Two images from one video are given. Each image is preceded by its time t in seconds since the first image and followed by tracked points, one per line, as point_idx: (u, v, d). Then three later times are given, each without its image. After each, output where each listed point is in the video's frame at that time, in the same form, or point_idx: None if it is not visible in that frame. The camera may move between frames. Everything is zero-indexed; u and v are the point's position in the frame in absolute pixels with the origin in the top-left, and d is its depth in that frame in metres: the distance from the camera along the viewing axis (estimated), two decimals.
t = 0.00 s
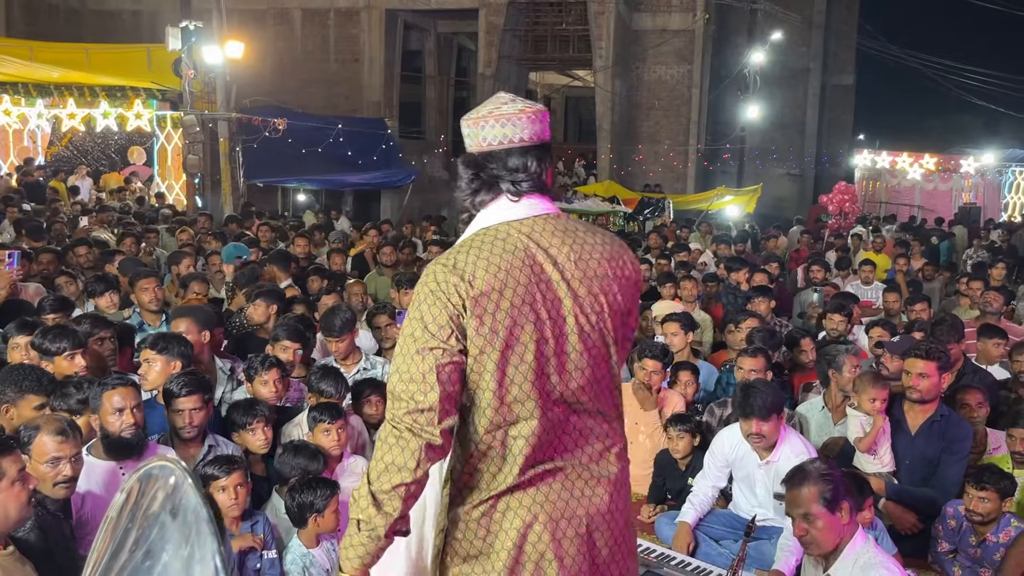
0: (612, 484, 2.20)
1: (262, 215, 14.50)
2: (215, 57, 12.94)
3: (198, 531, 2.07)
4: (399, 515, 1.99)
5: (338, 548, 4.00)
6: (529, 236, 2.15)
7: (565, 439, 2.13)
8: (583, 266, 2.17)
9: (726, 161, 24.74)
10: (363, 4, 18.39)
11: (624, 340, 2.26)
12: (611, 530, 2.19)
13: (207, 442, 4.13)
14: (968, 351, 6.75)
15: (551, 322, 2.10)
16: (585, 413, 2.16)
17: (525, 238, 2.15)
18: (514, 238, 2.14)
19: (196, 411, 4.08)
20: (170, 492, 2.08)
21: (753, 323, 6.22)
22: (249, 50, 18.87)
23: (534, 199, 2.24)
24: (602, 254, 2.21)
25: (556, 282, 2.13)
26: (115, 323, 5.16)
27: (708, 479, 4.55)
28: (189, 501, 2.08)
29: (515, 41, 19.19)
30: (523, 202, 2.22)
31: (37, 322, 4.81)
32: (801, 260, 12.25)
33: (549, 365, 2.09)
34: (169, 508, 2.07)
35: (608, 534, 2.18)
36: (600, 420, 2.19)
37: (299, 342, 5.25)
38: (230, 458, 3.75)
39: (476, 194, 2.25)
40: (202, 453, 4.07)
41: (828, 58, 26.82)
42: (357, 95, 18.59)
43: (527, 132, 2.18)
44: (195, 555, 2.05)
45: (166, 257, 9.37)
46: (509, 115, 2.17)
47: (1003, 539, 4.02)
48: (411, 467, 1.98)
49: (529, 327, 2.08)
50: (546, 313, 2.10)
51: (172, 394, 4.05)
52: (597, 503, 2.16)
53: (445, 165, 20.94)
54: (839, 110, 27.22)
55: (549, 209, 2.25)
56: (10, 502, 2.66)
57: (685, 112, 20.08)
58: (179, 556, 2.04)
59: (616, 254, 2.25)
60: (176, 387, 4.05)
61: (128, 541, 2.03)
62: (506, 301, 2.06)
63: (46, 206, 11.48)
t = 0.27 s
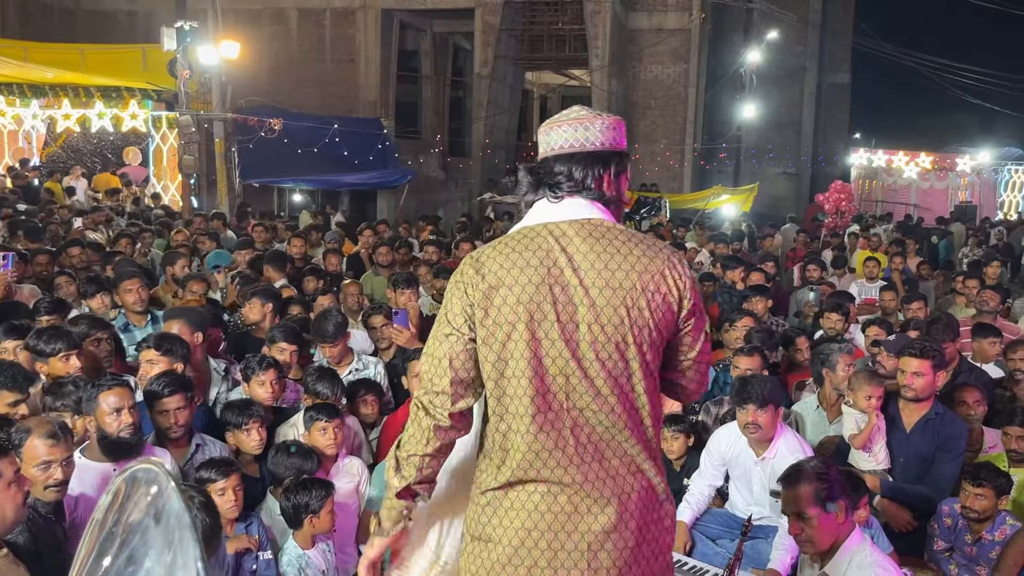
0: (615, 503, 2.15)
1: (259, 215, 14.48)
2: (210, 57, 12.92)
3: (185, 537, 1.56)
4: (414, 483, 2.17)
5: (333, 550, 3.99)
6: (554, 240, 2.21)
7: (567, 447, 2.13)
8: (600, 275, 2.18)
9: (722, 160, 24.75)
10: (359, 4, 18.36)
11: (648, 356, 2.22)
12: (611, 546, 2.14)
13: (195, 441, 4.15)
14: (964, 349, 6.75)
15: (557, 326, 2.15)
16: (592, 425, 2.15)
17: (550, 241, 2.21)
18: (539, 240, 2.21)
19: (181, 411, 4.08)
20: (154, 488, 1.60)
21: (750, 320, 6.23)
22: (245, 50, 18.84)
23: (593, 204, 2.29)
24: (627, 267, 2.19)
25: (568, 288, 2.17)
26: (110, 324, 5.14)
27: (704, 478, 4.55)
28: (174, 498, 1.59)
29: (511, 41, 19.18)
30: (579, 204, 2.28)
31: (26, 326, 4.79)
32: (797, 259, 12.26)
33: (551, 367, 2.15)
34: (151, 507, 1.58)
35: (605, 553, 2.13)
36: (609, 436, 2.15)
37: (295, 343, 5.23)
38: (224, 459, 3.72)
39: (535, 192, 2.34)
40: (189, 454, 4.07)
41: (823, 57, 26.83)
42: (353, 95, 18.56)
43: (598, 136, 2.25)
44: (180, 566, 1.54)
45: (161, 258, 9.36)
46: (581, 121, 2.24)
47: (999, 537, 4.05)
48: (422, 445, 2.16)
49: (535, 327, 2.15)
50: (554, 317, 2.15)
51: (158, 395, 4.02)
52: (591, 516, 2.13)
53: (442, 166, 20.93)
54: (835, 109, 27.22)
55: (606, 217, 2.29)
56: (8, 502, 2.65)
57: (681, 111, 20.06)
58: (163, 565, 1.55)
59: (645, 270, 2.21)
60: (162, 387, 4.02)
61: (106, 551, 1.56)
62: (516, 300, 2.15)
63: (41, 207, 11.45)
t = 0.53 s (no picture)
0: (595, 510, 2.09)
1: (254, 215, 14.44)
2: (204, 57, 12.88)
3: (156, 551, 1.54)
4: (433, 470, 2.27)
5: (327, 551, 3.98)
6: (549, 238, 2.18)
7: (551, 448, 2.12)
8: (587, 276, 2.12)
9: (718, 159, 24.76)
10: (354, 3, 18.31)
11: (639, 360, 2.12)
12: (589, 553, 2.08)
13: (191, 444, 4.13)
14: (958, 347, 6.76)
15: (544, 325, 2.13)
16: (577, 428, 2.11)
17: (549, 237, 2.18)
18: (536, 236, 2.19)
19: (178, 414, 4.06)
20: (128, 499, 1.58)
21: (747, 319, 6.23)
22: (239, 50, 18.79)
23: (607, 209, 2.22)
24: (615, 268, 2.10)
25: (556, 287, 2.13)
26: (102, 326, 5.12)
27: (700, 477, 4.55)
28: (146, 511, 1.56)
29: (506, 40, 19.16)
30: (592, 209, 2.22)
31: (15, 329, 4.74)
32: (793, 257, 12.27)
33: (539, 366, 2.14)
34: (124, 518, 1.57)
35: (583, 560, 2.08)
36: (593, 440, 2.11)
37: (289, 344, 5.21)
38: (217, 461, 3.69)
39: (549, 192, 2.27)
40: (185, 457, 4.06)
41: (819, 55, 26.83)
42: (348, 95, 18.53)
43: (614, 137, 2.17)
44: None
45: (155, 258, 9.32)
46: (598, 120, 2.16)
47: (993, 535, 4.05)
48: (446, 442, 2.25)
49: (523, 325, 2.14)
50: (542, 316, 2.13)
51: (155, 398, 4.00)
52: (573, 520, 2.08)
53: (437, 165, 20.91)
54: (831, 107, 27.23)
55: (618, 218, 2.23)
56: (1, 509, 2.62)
57: (676, 110, 20.06)
58: None
59: (635, 272, 2.10)
60: (159, 390, 4.00)
61: (81, 558, 1.56)
62: (512, 296, 2.15)
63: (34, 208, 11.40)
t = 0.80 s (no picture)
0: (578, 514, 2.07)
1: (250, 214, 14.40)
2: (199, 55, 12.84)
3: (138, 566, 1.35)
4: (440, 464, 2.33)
5: (321, 551, 3.96)
6: (540, 239, 2.17)
7: (538, 448, 2.11)
8: (571, 279, 2.09)
9: (715, 157, 24.76)
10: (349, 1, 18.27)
11: (623, 368, 2.07)
12: (569, 558, 2.07)
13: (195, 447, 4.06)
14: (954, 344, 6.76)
15: (531, 326, 2.12)
16: (563, 430, 2.10)
17: (541, 238, 2.17)
18: (528, 237, 2.19)
19: (187, 417, 4.01)
20: (107, 504, 1.38)
21: (745, 318, 6.22)
22: (234, 49, 18.75)
23: (605, 207, 2.19)
24: (598, 272, 2.07)
25: (541, 288, 2.11)
26: (95, 326, 5.09)
27: (697, 474, 4.54)
28: (128, 518, 1.37)
29: (502, 38, 19.14)
30: (588, 205, 2.19)
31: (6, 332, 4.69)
32: (789, 255, 12.26)
33: (526, 367, 2.13)
34: (103, 526, 1.37)
35: (565, 564, 2.07)
36: (578, 443, 2.09)
37: (283, 343, 5.20)
38: (212, 463, 3.67)
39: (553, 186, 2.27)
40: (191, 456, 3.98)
41: (815, 53, 26.85)
42: (344, 93, 18.49)
43: (624, 135, 2.15)
44: None
45: (150, 258, 9.29)
46: (611, 115, 2.16)
47: (991, 533, 4.04)
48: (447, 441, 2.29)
49: (510, 325, 2.14)
50: (531, 318, 2.12)
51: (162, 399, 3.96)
52: (553, 524, 2.08)
53: (433, 163, 20.87)
54: (826, 105, 27.22)
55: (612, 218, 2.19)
56: None
57: (673, 108, 20.04)
58: None
59: (616, 277, 2.05)
60: (165, 391, 3.97)
61: (55, 567, 1.36)
62: (504, 296, 2.15)
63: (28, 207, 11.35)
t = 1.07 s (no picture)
0: (567, 513, 2.05)
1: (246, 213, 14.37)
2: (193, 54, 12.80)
3: None
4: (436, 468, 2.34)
5: (318, 553, 3.95)
6: (533, 237, 2.15)
7: (527, 446, 2.10)
8: (562, 277, 2.07)
9: (712, 155, 24.77)
10: None
11: (613, 366, 2.06)
12: (561, 557, 2.05)
13: (193, 448, 4.04)
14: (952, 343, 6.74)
15: (521, 324, 2.11)
16: (554, 429, 2.07)
17: (535, 237, 2.16)
18: (521, 235, 2.17)
19: (183, 420, 3.98)
20: (84, 515, 1.42)
21: (743, 317, 6.22)
22: (230, 47, 18.70)
23: (600, 209, 2.17)
24: (589, 270, 2.05)
25: (533, 286, 2.10)
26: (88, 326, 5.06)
27: (694, 473, 4.52)
28: (103, 530, 1.41)
29: (498, 36, 19.11)
30: (581, 208, 2.17)
31: None
32: (786, 253, 12.25)
33: (518, 365, 2.11)
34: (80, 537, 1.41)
35: (557, 563, 2.05)
36: (568, 441, 2.07)
37: (278, 343, 5.18)
38: (209, 464, 3.65)
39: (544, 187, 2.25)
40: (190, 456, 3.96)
41: (811, 51, 26.85)
42: (340, 92, 18.45)
43: (612, 134, 2.13)
44: None
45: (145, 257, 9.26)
46: (596, 116, 2.14)
47: (988, 532, 4.04)
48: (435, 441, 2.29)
49: (502, 324, 2.13)
50: (524, 316, 2.10)
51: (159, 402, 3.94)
52: (545, 522, 2.06)
53: (429, 162, 20.82)
54: (823, 103, 27.19)
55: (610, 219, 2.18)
56: None
57: (669, 106, 20.03)
58: None
59: (608, 275, 2.04)
60: (161, 393, 3.94)
61: None
62: (496, 296, 2.14)
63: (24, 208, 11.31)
